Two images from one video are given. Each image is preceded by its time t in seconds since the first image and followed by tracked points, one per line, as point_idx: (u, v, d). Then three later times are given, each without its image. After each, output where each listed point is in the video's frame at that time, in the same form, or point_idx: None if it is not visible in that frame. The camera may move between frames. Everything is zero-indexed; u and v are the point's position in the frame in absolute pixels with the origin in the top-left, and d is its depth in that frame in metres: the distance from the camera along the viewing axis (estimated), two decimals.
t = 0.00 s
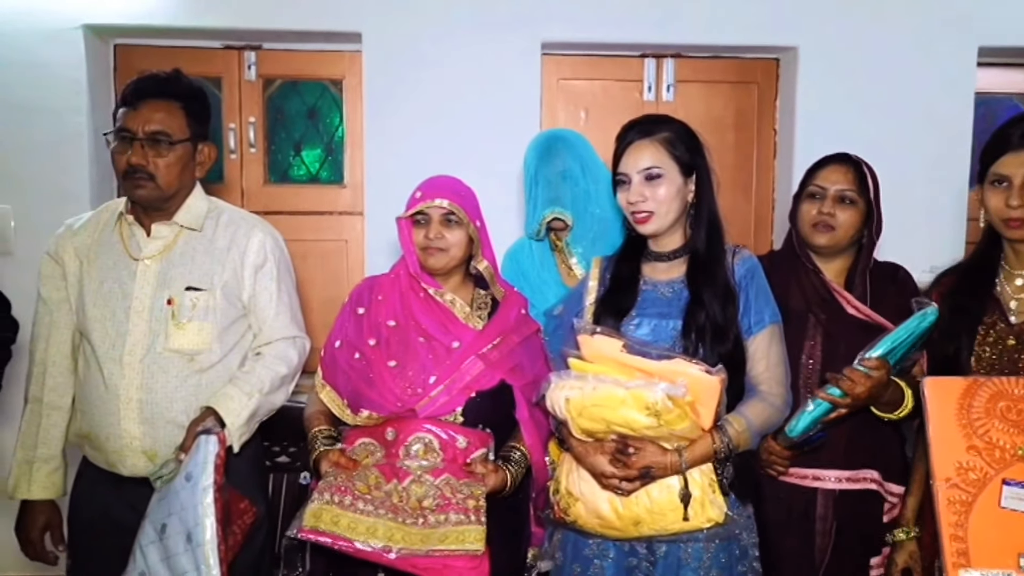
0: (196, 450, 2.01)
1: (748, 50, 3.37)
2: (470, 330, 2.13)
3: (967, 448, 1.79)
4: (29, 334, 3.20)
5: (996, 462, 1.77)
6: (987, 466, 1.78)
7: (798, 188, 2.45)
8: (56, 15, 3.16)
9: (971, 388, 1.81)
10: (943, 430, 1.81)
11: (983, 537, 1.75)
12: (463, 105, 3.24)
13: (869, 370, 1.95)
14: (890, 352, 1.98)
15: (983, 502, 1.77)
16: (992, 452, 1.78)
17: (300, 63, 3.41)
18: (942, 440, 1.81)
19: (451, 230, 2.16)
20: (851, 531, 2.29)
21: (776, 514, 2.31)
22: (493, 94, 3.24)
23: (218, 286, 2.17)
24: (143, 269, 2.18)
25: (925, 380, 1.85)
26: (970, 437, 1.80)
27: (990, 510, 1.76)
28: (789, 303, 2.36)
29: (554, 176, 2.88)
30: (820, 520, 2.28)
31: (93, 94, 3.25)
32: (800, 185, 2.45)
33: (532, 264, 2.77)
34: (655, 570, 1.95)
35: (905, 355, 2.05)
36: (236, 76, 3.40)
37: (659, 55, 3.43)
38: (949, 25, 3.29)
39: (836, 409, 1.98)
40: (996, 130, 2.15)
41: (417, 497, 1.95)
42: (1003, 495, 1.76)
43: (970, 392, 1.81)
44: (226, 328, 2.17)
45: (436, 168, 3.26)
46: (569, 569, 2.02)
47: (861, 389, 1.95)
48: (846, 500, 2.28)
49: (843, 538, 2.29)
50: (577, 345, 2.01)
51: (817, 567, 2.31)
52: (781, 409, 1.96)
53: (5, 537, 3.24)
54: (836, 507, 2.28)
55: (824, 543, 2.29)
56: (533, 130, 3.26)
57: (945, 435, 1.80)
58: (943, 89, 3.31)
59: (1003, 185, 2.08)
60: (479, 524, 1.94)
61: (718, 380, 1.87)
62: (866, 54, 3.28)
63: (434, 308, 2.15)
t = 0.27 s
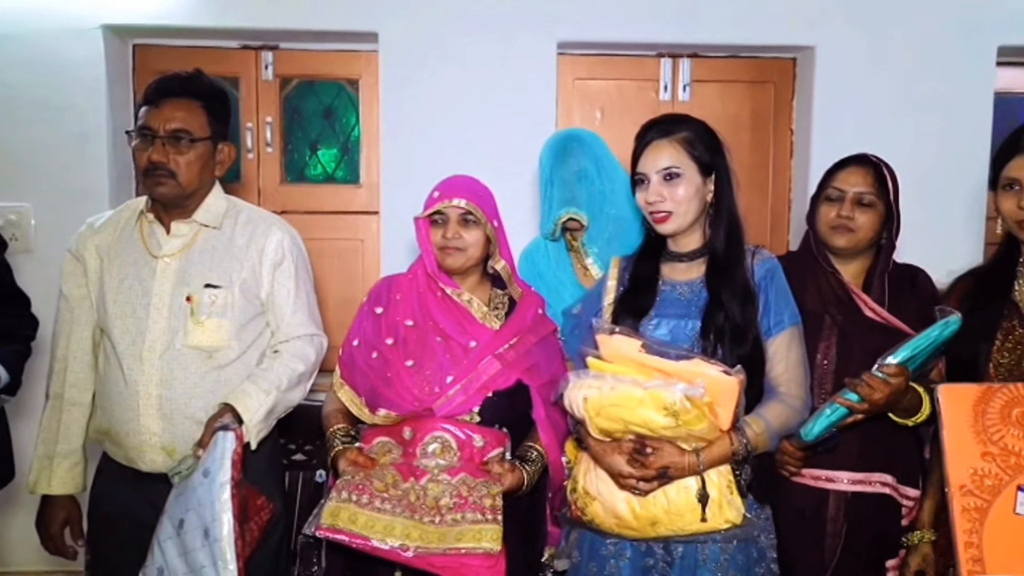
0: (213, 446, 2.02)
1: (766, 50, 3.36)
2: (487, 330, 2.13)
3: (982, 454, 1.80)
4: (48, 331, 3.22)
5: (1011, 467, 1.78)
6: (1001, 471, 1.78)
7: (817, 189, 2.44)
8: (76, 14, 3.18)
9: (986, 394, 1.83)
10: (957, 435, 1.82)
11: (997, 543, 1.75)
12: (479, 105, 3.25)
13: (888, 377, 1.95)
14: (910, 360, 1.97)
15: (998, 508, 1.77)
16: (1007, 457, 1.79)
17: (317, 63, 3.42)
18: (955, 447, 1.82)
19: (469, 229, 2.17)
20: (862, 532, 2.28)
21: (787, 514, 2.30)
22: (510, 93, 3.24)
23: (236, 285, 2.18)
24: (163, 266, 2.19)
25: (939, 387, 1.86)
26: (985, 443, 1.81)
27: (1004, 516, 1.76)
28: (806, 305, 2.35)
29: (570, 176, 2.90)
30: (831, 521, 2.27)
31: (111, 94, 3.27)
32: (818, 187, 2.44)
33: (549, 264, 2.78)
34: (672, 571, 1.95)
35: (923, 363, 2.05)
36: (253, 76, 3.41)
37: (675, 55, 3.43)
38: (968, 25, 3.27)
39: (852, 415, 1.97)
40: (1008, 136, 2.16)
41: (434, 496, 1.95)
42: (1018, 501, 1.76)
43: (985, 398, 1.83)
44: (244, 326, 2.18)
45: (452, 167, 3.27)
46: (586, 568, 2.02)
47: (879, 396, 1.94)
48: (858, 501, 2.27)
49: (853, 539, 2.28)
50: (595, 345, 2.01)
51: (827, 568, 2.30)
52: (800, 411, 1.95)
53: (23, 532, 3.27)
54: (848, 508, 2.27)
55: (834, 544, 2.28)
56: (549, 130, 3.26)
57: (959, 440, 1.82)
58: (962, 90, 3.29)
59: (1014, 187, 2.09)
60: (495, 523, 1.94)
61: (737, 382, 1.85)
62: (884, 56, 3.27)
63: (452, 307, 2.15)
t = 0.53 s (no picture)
0: (231, 446, 2.02)
1: (786, 51, 3.34)
2: (506, 333, 2.12)
3: (1006, 461, 1.78)
4: (67, 332, 3.23)
5: None
6: None
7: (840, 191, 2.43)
8: (94, 16, 3.19)
9: (1009, 400, 1.81)
10: (980, 442, 1.80)
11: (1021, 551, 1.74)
12: (496, 106, 3.24)
13: (913, 380, 1.94)
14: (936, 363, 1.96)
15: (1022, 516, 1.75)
16: None
17: (334, 64, 3.42)
18: (978, 452, 1.79)
19: (488, 232, 2.16)
20: (888, 540, 2.25)
21: (810, 519, 2.30)
22: (528, 93, 3.23)
23: (254, 286, 2.17)
24: (182, 268, 2.19)
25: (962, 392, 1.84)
26: (1009, 450, 1.78)
27: None
28: (829, 308, 2.33)
29: (588, 178, 2.89)
30: (856, 528, 2.25)
31: (130, 95, 3.28)
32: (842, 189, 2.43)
33: (566, 267, 2.76)
34: None
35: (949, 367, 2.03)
36: (270, 77, 3.42)
37: (694, 56, 3.41)
38: (992, 25, 3.24)
39: (877, 421, 1.95)
40: None
41: (451, 499, 1.94)
42: None
43: (1007, 404, 1.81)
44: (262, 327, 2.17)
45: (468, 169, 3.26)
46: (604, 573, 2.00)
47: (904, 399, 1.92)
48: (883, 508, 2.25)
49: (877, 547, 2.26)
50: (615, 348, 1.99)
51: None
52: (823, 417, 1.93)
53: (41, 532, 3.28)
54: (872, 515, 2.25)
55: (859, 552, 2.26)
56: (566, 131, 3.25)
57: (982, 447, 1.79)
58: (985, 90, 3.26)
59: None
60: (513, 527, 1.92)
61: (758, 388, 1.83)
62: (906, 57, 3.24)
63: (471, 310, 2.14)
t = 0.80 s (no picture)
0: (255, 446, 2.04)
1: (805, 48, 3.33)
2: (527, 332, 2.13)
3: None
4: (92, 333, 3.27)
5: None
6: None
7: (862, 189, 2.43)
8: (115, 21, 3.22)
9: None
10: (1004, 441, 1.91)
11: None
12: (514, 106, 3.24)
13: (938, 380, 1.96)
14: (961, 363, 1.98)
15: None
16: None
17: (352, 65, 3.44)
18: (1001, 450, 1.91)
19: (509, 232, 2.16)
20: (912, 540, 2.25)
21: (834, 518, 2.28)
22: (546, 93, 3.24)
23: (277, 287, 2.19)
24: (205, 269, 2.21)
25: (987, 393, 1.94)
26: None
27: None
28: (851, 307, 2.32)
29: (606, 178, 2.89)
30: (880, 527, 2.25)
31: (150, 97, 3.31)
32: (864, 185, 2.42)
33: (585, 267, 2.76)
34: None
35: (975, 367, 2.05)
36: (289, 80, 3.44)
37: (712, 54, 3.41)
38: (1012, 20, 3.22)
39: (903, 420, 1.98)
40: None
41: (473, 498, 1.94)
42: None
43: None
44: (285, 327, 2.19)
45: (487, 169, 3.27)
46: (625, 572, 2.01)
47: (930, 399, 1.96)
48: (907, 508, 2.24)
49: (901, 547, 2.26)
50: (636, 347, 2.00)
51: None
52: (845, 416, 1.93)
53: (67, 531, 3.31)
54: (896, 515, 2.25)
55: (883, 552, 2.26)
56: (584, 131, 3.25)
57: (1005, 446, 1.91)
58: (1006, 86, 3.24)
59: None
60: (534, 527, 1.91)
61: (780, 386, 1.83)
62: (925, 53, 3.23)
63: (492, 310, 2.16)
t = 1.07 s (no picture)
0: (284, 445, 2.06)
1: (829, 44, 3.31)
2: (553, 331, 2.14)
3: None
4: (123, 334, 3.31)
5: None
6: None
7: (892, 186, 2.43)
8: (142, 25, 3.26)
9: None
10: None
11: None
12: (537, 106, 3.25)
13: (970, 380, 1.95)
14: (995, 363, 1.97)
15: None
16: None
17: (376, 67, 3.46)
18: None
19: (536, 232, 2.17)
20: (942, 540, 2.24)
21: (865, 516, 2.27)
22: (569, 92, 3.24)
23: (305, 287, 2.21)
24: (235, 270, 2.23)
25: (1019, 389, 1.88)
26: None
27: None
28: (879, 304, 2.31)
29: (631, 178, 2.90)
30: (910, 527, 2.23)
31: (177, 100, 3.34)
32: (893, 183, 2.43)
33: (611, 266, 2.77)
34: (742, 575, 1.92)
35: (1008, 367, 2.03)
36: (313, 82, 3.46)
37: (735, 51, 3.40)
38: None
39: (934, 419, 1.98)
40: None
41: (500, 496, 1.96)
42: None
43: None
44: (313, 327, 2.21)
45: (510, 168, 3.28)
46: (653, 571, 2.01)
47: (962, 398, 1.94)
48: (937, 507, 2.23)
49: (932, 547, 2.24)
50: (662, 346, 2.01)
51: None
52: (875, 414, 1.92)
53: (101, 530, 3.36)
54: (927, 514, 2.24)
55: (914, 552, 2.25)
56: (607, 129, 3.26)
57: None
58: None
59: None
60: (560, 525, 1.92)
61: (809, 384, 1.82)
62: (952, 48, 3.20)
63: (518, 309, 2.16)
